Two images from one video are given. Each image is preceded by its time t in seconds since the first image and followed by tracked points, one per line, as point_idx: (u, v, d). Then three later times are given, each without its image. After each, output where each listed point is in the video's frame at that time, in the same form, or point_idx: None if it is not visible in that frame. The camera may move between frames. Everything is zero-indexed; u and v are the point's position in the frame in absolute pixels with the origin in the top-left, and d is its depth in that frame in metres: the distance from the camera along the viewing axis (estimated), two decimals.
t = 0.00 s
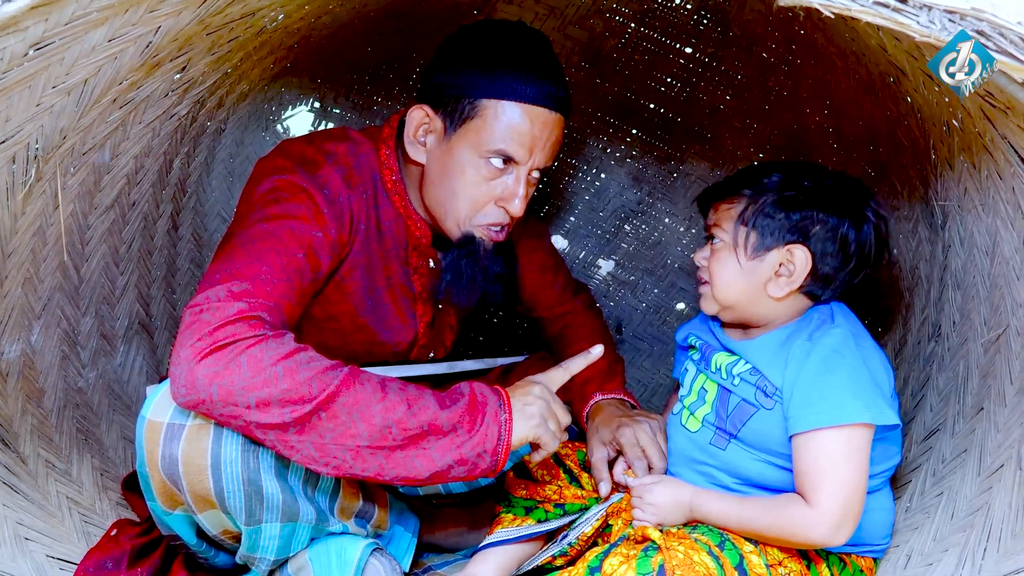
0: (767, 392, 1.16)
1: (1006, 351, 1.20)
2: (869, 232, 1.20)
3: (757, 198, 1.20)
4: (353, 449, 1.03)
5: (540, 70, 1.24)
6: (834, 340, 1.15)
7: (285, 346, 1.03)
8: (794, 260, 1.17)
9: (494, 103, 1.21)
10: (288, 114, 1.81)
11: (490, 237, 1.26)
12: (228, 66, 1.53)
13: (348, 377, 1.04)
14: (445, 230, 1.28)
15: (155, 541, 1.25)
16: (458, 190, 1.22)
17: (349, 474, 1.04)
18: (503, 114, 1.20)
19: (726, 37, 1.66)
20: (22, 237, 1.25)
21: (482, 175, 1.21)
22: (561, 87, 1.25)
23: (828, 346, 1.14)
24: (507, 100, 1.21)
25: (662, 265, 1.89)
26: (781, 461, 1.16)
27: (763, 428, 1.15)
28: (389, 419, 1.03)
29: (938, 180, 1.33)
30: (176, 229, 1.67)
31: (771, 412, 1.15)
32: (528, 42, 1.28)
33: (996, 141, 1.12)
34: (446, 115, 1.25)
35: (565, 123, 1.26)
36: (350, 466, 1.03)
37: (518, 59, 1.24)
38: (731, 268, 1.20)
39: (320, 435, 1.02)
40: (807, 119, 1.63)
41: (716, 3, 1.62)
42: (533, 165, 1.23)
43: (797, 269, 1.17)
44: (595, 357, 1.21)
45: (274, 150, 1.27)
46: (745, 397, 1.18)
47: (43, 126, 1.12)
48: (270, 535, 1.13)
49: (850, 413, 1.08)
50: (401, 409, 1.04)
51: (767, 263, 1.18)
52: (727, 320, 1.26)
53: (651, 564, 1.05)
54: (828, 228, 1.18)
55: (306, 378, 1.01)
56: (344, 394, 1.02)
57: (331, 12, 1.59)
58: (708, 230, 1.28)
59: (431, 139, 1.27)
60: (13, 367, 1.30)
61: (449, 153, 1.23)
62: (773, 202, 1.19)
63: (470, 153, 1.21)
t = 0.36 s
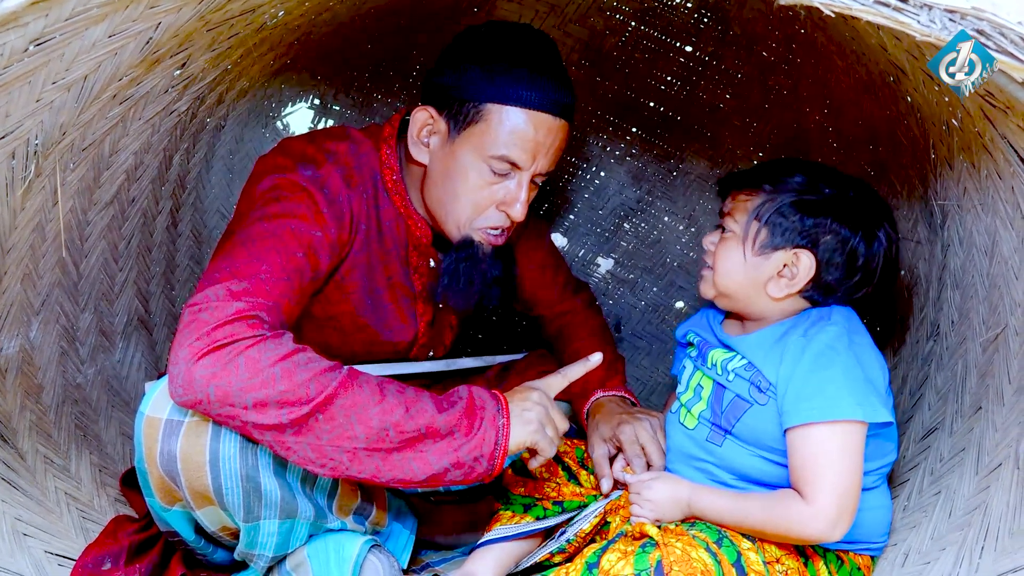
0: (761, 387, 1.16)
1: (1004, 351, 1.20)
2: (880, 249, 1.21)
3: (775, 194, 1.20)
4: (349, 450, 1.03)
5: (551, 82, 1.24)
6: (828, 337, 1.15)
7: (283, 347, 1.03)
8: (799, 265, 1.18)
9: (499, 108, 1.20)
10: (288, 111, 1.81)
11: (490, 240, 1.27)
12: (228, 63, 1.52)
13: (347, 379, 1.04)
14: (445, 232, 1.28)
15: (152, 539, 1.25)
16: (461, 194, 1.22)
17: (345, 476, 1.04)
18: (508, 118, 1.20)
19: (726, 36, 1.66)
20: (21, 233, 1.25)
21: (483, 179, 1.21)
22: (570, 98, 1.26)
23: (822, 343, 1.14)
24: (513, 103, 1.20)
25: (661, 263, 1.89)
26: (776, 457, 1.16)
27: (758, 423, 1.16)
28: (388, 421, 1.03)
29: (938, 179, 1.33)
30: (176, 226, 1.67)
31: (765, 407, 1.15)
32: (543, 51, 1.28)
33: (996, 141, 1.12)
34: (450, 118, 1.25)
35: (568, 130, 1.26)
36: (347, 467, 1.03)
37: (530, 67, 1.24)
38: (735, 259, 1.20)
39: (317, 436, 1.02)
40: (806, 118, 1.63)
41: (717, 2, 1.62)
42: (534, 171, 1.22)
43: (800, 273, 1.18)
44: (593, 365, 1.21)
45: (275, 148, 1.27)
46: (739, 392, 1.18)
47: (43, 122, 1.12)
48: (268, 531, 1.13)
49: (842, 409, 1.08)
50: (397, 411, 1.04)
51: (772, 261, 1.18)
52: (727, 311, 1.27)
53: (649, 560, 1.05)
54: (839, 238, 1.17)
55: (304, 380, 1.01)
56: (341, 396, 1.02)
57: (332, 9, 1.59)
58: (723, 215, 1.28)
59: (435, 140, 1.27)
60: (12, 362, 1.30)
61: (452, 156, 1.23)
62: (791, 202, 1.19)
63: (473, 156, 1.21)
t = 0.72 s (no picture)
0: (765, 391, 1.16)
1: (1002, 350, 1.20)
2: (873, 241, 1.21)
3: (763, 200, 1.20)
4: (348, 447, 1.03)
5: (551, 86, 1.21)
6: (830, 341, 1.16)
7: (276, 348, 1.02)
8: (795, 267, 1.18)
9: (508, 126, 1.18)
10: (287, 112, 1.81)
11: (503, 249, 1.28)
12: (227, 64, 1.53)
13: (342, 377, 1.03)
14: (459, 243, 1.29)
15: (152, 539, 1.26)
16: (473, 210, 1.22)
17: (346, 473, 1.04)
18: (517, 137, 1.18)
19: (725, 36, 1.66)
20: (21, 233, 1.25)
21: (496, 195, 1.21)
22: (574, 104, 1.23)
23: (825, 347, 1.15)
24: (524, 121, 1.18)
25: (661, 264, 1.89)
26: (779, 459, 1.16)
27: (761, 427, 1.16)
28: (386, 418, 1.03)
29: (935, 179, 1.33)
30: (176, 227, 1.67)
31: (768, 411, 1.15)
32: (537, 51, 1.25)
33: (993, 140, 1.12)
34: (457, 135, 1.22)
35: (576, 141, 1.23)
36: (348, 465, 1.03)
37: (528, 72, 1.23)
38: (731, 269, 1.20)
39: (315, 434, 1.02)
40: (804, 118, 1.64)
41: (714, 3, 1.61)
42: (545, 182, 1.22)
43: (796, 275, 1.18)
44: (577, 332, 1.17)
45: (275, 151, 1.27)
46: (743, 396, 1.18)
47: (43, 123, 1.12)
48: (269, 533, 1.13)
49: (845, 413, 1.08)
50: (395, 408, 1.03)
51: (768, 267, 1.18)
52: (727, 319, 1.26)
53: (649, 562, 1.05)
54: (832, 235, 1.18)
55: (297, 379, 1.01)
56: (336, 392, 1.02)
57: (331, 10, 1.60)
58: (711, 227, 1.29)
59: (443, 157, 1.25)
60: (11, 363, 1.30)
61: (463, 174, 1.22)
62: (779, 207, 1.19)
63: (484, 175, 1.20)
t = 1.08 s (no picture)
0: (759, 379, 1.16)
1: (1000, 342, 1.20)
2: (869, 223, 1.19)
3: (754, 202, 1.18)
4: (323, 398, 1.01)
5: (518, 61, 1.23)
6: (825, 327, 1.16)
7: (241, 304, 1.03)
8: (791, 267, 1.17)
9: (474, 102, 1.21)
10: (284, 106, 1.77)
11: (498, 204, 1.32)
12: (223, 58, 1.52)
13: (307, 327, 1.03)
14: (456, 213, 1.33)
15: (150, 534, 1.26)
16: (461, 184, 1.26)
17: (325, 427, 1.02)
18: (484, 113, 1.21)
19: (722, 29, 1.67)
20: (18, 228, 1.25)
21: (480, 167, 1.25)
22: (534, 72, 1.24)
23: (819, 334, 1.15)
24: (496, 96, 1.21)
25: (659, 257, 1.88)
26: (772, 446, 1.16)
27: (755, 415, 1.16)
28: (356, 363, 1.01)
29: (934, 170, 1.33)
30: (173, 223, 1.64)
31: (763, 399, 1.15)
32: (485, 17, 1.25)
33: (992, 132, 1.12)
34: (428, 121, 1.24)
35: (540, 96, 1.26)
36: (325, 418, 1.02)
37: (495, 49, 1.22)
38: (727, 271, 1.20)
39: (287, 386, 1.01)
40: (803, 111, 1.63)
41: None
42: (521, 144, 1.26)
43: (794, 275, 1.18)
44: (567, 279, 1.10)
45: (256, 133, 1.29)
46: (737, 385, 1.18)
47: (38, 117, 1.12)
48: (267, 526, 1.13)
49: (833, 401, 1.08)
50: (362, 353, 1.02)
51: (764, 269, 1.18)
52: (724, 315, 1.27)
53: (648, 554, 1.06)
54: (826, 232, 1.17)
55: (262, 331, 1.01)
56: (303, 342, 1.02)
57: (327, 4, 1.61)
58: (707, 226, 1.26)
59: (418, 141, 1.26)
60: (9, 359, 1.30)
61: (443, 156, 1.25)
62: (770, 208, 1.17)
63: (463, 151, 1.23)
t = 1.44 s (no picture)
0: (728, 378, 1.18)
1: (997, 338, 1.20)
2: (850, 231, 1.20)
3: (742, 196, 1.19)
4: (233, 366, 1.08)
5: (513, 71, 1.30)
6: (782, 327, 1.16)
7: (156, 295, 1.08)
8: (769, 266, 1.19)
9: (450, 66, 1.28)
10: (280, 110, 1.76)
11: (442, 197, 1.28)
12: (218, 61, 1.51)
13: (212, 311, 1.08)
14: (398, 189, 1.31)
15: (150, 537, 1.26)
16: (409, 148, 1.27)
17: (237, 393, 1.08)
18: (457, 83, 1.27)
19: (718, 26, 1.67)
20: (15, 234, 1.25)
21: (433, 132, 1.26)
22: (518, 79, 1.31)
23: (773, 332, 1.16)
24: (469, 65, 1.27)
25: (657, 256, 1.88)
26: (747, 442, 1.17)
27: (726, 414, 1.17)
28: (264, 332, 1.08)
29: (929, 168, 1.33)
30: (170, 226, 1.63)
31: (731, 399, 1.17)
32: (495, 21, 1.32)
33: (986, 130, 1.12)
34: (405, 78, 1.31)
35: (519, 88, 1.31)
36: (237, 383, 1.08)
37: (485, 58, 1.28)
38: (704, 262, 1.22)
39: (199, 360, 1.07)
40: (799, 108, 1.63)
41: None
42: (483, 128, 1.26)
43: (771, 274, 1.19)
44: (450, 229, 1.09)
45: (233, 129, 1.32)
46: (707, 388, 1.20)
47: (32, 122, 1.12)
48: (266, 526, 1.13)
49: (777, 400, 1.09)
50: (269, 320, 1.09)
51: (742, 265, 1.19)
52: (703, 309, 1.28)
53: (643, 545, 1.04)
54: (807, 235, 1.18)
55: (173, 318, 1.07)
56: (212, 321, 1.07)
57: (321, 6, 1.60)
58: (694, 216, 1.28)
59: (389, 100, 1.33)
60: (7, 364, 1.30)
61: (404, 114, 1.29)
62: (756, 204, 1.18)
63: (423, 113, 1.27)
